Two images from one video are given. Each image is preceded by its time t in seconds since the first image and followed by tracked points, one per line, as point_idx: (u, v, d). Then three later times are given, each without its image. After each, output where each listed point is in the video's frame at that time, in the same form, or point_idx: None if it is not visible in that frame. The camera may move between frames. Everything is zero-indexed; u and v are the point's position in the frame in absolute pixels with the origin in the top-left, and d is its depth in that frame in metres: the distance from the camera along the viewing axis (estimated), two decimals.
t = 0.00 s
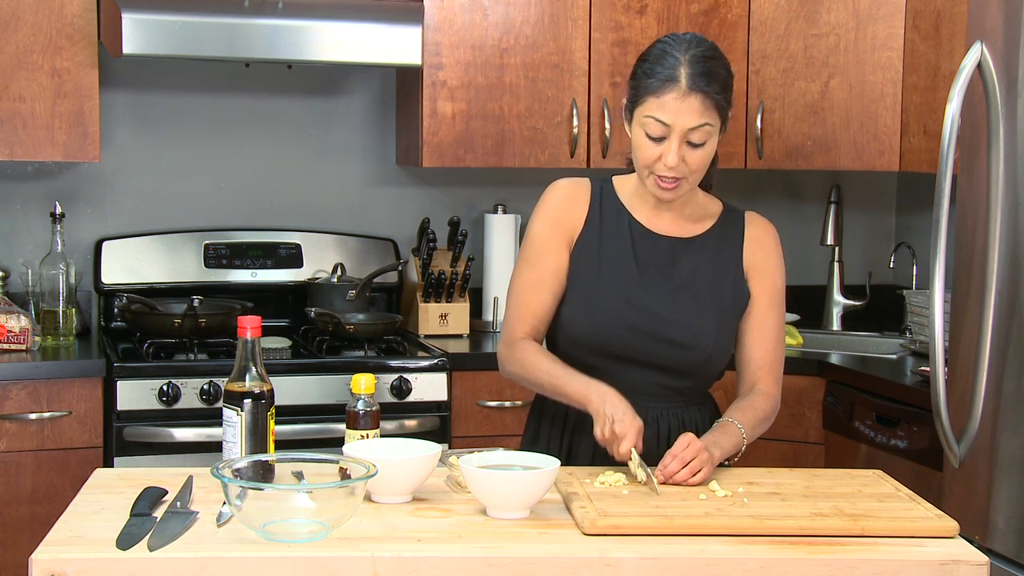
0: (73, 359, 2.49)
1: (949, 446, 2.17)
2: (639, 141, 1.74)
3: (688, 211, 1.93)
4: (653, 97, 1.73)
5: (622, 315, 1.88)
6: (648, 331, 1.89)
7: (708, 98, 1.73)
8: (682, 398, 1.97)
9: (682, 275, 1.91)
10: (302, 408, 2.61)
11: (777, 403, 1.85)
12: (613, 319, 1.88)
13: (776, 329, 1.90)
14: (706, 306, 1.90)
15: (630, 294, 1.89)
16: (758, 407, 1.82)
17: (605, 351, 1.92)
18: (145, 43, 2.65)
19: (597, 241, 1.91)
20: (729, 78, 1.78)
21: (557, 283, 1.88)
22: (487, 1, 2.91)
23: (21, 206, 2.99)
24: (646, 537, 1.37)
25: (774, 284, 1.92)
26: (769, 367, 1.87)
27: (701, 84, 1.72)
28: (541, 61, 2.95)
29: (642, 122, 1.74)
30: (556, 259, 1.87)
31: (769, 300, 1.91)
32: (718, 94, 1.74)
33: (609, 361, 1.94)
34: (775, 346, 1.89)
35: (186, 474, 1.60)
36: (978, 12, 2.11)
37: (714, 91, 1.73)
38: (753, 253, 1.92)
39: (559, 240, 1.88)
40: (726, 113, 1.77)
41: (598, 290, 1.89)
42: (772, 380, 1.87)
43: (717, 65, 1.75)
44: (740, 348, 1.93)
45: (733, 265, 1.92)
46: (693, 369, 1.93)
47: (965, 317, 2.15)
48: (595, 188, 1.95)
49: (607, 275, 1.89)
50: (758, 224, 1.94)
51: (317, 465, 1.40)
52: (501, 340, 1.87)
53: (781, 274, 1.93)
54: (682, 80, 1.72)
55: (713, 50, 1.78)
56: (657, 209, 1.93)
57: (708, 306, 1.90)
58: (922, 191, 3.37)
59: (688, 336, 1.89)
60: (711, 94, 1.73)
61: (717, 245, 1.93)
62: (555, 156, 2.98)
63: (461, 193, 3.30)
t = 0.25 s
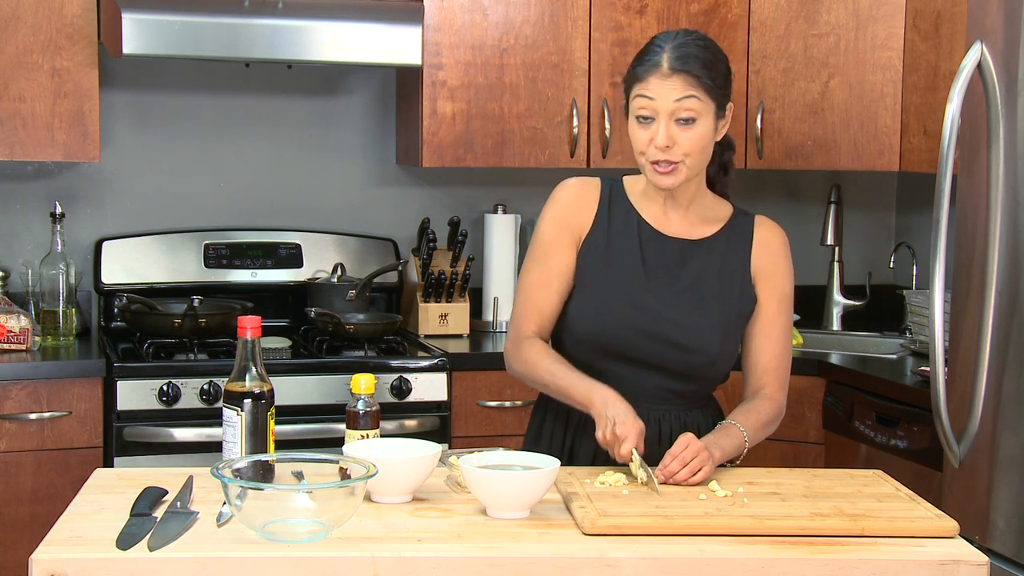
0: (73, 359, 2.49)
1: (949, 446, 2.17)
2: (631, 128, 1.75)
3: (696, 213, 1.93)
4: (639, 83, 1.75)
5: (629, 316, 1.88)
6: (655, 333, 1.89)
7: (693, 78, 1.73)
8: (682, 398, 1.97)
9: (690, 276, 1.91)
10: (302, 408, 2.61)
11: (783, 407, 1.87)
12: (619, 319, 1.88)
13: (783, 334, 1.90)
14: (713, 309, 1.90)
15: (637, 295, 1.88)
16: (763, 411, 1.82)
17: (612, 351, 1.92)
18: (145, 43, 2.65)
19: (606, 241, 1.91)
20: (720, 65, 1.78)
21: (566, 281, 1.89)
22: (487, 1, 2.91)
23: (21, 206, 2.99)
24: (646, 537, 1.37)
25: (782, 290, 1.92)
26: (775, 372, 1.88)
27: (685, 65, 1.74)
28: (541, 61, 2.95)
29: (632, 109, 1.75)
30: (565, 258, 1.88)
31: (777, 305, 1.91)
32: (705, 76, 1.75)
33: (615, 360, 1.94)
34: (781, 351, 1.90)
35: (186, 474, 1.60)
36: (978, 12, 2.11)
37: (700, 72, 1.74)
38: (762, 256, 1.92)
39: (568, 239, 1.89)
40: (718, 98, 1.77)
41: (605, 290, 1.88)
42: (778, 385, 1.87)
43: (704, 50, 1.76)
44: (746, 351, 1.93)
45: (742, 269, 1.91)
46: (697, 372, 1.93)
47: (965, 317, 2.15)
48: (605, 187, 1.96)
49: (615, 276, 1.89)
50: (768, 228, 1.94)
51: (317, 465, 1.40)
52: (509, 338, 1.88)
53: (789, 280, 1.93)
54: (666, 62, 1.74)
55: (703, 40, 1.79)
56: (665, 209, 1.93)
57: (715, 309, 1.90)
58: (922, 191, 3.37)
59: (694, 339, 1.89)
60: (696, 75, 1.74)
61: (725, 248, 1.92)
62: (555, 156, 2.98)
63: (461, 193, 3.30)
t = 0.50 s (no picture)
0: (73, 359, 2.49)
1: (949, 446, 2.17)
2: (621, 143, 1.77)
3: (706, 221, 1.94)
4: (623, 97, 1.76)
5: (638, 323, 1.89)
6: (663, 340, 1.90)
7: (672, 87, 1.73)
8: (682, 398, 1.97)
9: (700, 284, 1.91)
10: (302, 407, 2.61)
11: (784, 415, 1.86)
12: (628, 324, 1.89)
13: (788, 344, 1.90)
14: (722, 317, 1.90)
15: (646, 301, 1.89)
16: (765, 417, 1.82)
17: (620, 356, 1.93)
18: (145, 43, 2.64)
19: (618, 244, 1.91)
20: (705, 67, 1.77)
21: (577, 285, 1.89)
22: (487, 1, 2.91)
23: (21, 206, 2.99)
24: (646, 537, 1.37)
25: (792, 298, 1.90)
26: (778, 379, 1.88)
27: (663, 74, 1.73)
28: (541, 61, 2.95)
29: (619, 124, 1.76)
30: (576, 263, 1.89)
31: (785, 313, 1.90)
32: (685, 83, 1.74)
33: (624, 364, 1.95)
34: (786, 359, 1.89)
35: (186, 474, 1.60)
36: (978, 12, 2.11)
37: (679, 80, 1.74)
38: (773, 265, 1.91)
39: (580, 244, 1.89)
40: (706, 101, 1.76)
41: (615, 295, 1.89)
42: (780, 394, 1.87)
43: (684, 56, 1.76)
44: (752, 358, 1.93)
45: (752, 277, 1.91)
46: (704, 378, 1.94)
47: (965, 317, 2.15)
48: (619, 191, 1.96)
49: (626, 280, 1.90)
50: (779, 236, 1.94)
51: (317, 465, 1.40)
52: (519, 338, 1.89)
53: (800, 289, 1.92)
54: (644, 74, 1.74)
55: (686, 45, 1.78)
56: (677, 216, 1.93)
57: (723, 317, 1.90)
58: (922, 191, 3.37)
59: (702, 345, 1.90)
60: (674, 83, 1.73)
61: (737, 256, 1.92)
62: (555, 155, 2.98)
63: (460, 193, 3.30)
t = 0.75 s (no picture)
0: (73, 359, 2.49)
1: (949, 446, 2.17)
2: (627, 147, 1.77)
3: (711, 224, 1.94)
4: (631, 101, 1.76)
5: (642, 326, 1.89)
6: (666, 342, 1.90)
7: (679, 93, 1.73)
8: (682, 399, 1.97)
9: (703, 287, 1.91)
10: (302, 407, 2.61)
11: (789, 419, 1.85)
12: (631, 327, 1.89)
13: (793, 346, 1.89)
14: (725, 319, 1.90)
15: (650, 303, 1.89)
16: (768, 420, 1.81)
17: (625, 359, 1.93)
18: (146, 43, 2.65)
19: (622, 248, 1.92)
20: (713, 73, 1.77)
21: (582, 288, 1.90)
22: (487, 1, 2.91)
23: (21, 206, 2.99)
24: (646, 537, 1.37)
25: (795, 301, 1.90)
26: (782, 383, 1.87)
27: (672, 79, 1.74)
28: (541, 61, 2.95)
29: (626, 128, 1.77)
30: (580, 266, 1.89)
31: (788, 316, 1.89)
32: (693, 89, 1.74)
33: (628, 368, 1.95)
34: (791, 362, 1.88)
35: (186, 474, 1.60)
36: (978, 12, 2.11)
37: (687, 86, 1.74)
38: (776, 268, 1.91)
39: (584, 246, 1.90)
40: (713, 107, 1.76)
41: (618, 298, 1.90)
42: (785, 398, 1.86)
43: (692, 60, 1.76)
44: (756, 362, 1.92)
45: (755, 280, 1.91)
46: (709, 382, 1.94)
47: (965, 317, 2.15)
48: (623, 195, 1.97)
49: (630, 284, 1.90)
50: (783, 239, 1.94)
51: (316, 465, 1.40)
52: (524, 340, 1.89)
53: (804, 292, 1.92)
54: (653, 78, 1.74)
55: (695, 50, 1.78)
56: (679, 219, 1.94)
57: (727, 320, 1.90)
58: (922, 191, 3.37)
59: (706, 348, 1.90)
60: (683, 88, 1.74)
61: (739, 260, 1.92)
62: (555, 155, 2.98)
63: (460, 193, 3.30)
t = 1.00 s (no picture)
0: (73, 359, 2.49)
1: (949, 446, 2.17)
2: (637, 146, 1.76)
3: (703, 216, 1.93)
4: (646, 101, 1.74)
5: (636, 317, 1.89)
6: (662, 334, 1.90)
7: (699, 98, 1.73)
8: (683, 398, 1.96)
9: (697, 278, 1.92)
10: (302, 408, 2.61)
11: (787, 408, 1.86)
12: (627, 320, 1.90)
13: (789, 336, 1.89)
14: (720, 310, 1.90)
15: (645, 296, 1.90)
16: (766, 411, 1.81)
17: (621, 352, 1.93)
18: (146, 43, 2.65)
19: (615, 241, 1.92)
20: (725, 76, 1.78)
21: (578, 283, 1.90)
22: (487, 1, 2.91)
23: (21, 206, 2.99)
24: (646, 537, 1.37)
25: (789, 288, 1.90)
26: (780, 371, 1.88)
27: (691, 84, 1.73)
28: (541, 61, 2.95)
29: (638, 127, 1.75)
30: (576, 260, 1.90)
31: (784, 304, 1.89)
32: (710, 94, 1.74)
33: (625, 362, 1.95)
34: (787, 351, 1.89)
35: (186, 474, 1.60)
36: (978, 12, 2.11)
37: (706, 90, 1.74)
38: (770, 257, 1.91)
39: (579, 241, 1.91)
40: (724, 111, 1.77)
41: (614, 292, 1.90)
42: (783, 387, 1.87)
43: (708, 64, 1.75)
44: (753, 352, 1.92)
45: (749, 270, 1.91)
46: (706, 372, 1.93)
47: (965, 318, 2.15)
48: (616, 190, 1.96)
49: (623, 277, 1.91)
50: (775, 229, 1.94)
51: (316, 465, 1.40)
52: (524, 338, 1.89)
53: (798, 278, 1.92)
54: (672, 82, 1.73)
55: (705, 50, 1.78)
56: (672, 213, 1.94)
57: (722, 310, 1.90)
58: (922, 191, 3.37)
59: (701, 339, 1.90)
60: (702, 94, 1.73)
61: (733, 250, 1.93)
62: (555, 156, 2.98)
63: (460, 193, 3.30)
